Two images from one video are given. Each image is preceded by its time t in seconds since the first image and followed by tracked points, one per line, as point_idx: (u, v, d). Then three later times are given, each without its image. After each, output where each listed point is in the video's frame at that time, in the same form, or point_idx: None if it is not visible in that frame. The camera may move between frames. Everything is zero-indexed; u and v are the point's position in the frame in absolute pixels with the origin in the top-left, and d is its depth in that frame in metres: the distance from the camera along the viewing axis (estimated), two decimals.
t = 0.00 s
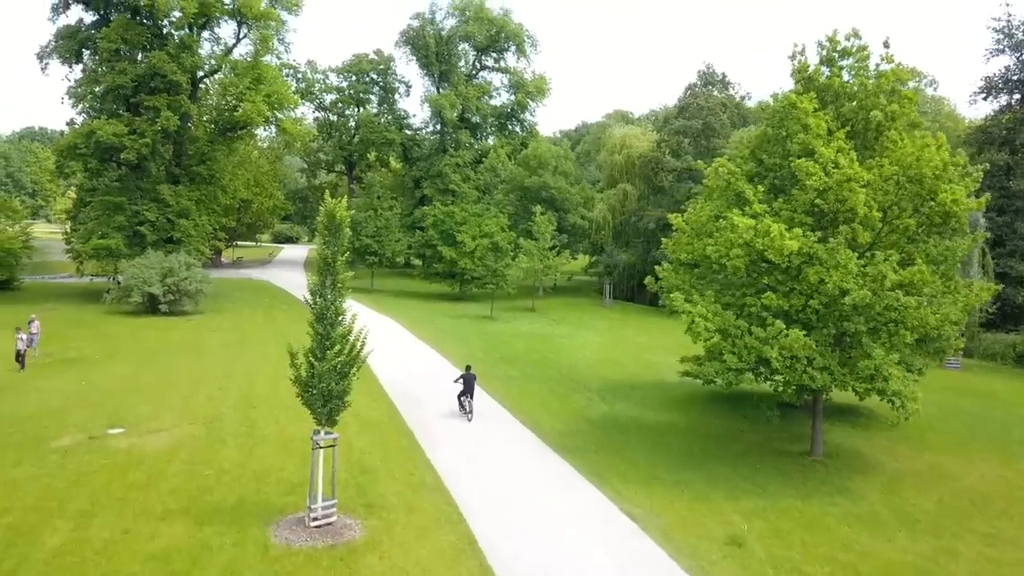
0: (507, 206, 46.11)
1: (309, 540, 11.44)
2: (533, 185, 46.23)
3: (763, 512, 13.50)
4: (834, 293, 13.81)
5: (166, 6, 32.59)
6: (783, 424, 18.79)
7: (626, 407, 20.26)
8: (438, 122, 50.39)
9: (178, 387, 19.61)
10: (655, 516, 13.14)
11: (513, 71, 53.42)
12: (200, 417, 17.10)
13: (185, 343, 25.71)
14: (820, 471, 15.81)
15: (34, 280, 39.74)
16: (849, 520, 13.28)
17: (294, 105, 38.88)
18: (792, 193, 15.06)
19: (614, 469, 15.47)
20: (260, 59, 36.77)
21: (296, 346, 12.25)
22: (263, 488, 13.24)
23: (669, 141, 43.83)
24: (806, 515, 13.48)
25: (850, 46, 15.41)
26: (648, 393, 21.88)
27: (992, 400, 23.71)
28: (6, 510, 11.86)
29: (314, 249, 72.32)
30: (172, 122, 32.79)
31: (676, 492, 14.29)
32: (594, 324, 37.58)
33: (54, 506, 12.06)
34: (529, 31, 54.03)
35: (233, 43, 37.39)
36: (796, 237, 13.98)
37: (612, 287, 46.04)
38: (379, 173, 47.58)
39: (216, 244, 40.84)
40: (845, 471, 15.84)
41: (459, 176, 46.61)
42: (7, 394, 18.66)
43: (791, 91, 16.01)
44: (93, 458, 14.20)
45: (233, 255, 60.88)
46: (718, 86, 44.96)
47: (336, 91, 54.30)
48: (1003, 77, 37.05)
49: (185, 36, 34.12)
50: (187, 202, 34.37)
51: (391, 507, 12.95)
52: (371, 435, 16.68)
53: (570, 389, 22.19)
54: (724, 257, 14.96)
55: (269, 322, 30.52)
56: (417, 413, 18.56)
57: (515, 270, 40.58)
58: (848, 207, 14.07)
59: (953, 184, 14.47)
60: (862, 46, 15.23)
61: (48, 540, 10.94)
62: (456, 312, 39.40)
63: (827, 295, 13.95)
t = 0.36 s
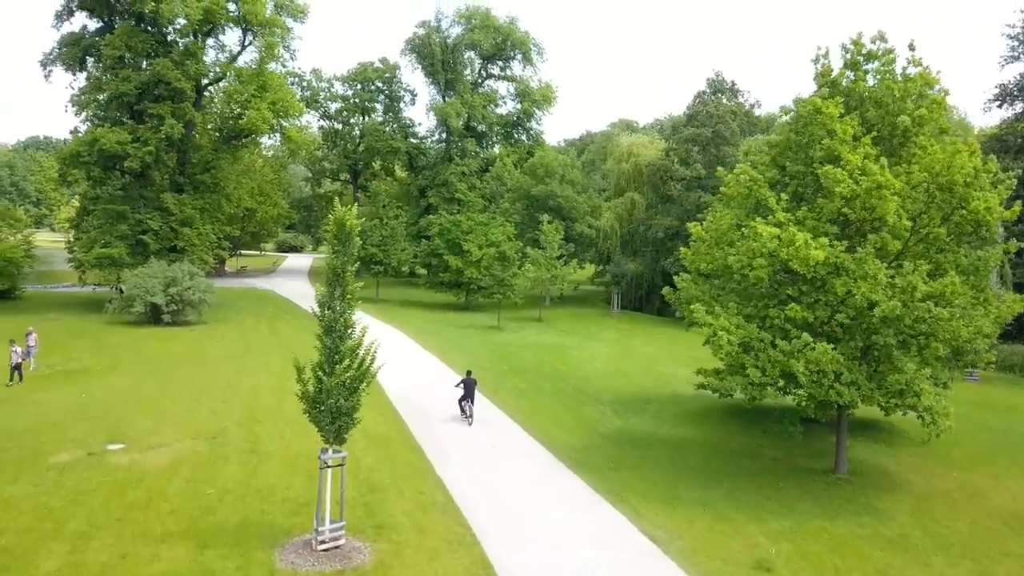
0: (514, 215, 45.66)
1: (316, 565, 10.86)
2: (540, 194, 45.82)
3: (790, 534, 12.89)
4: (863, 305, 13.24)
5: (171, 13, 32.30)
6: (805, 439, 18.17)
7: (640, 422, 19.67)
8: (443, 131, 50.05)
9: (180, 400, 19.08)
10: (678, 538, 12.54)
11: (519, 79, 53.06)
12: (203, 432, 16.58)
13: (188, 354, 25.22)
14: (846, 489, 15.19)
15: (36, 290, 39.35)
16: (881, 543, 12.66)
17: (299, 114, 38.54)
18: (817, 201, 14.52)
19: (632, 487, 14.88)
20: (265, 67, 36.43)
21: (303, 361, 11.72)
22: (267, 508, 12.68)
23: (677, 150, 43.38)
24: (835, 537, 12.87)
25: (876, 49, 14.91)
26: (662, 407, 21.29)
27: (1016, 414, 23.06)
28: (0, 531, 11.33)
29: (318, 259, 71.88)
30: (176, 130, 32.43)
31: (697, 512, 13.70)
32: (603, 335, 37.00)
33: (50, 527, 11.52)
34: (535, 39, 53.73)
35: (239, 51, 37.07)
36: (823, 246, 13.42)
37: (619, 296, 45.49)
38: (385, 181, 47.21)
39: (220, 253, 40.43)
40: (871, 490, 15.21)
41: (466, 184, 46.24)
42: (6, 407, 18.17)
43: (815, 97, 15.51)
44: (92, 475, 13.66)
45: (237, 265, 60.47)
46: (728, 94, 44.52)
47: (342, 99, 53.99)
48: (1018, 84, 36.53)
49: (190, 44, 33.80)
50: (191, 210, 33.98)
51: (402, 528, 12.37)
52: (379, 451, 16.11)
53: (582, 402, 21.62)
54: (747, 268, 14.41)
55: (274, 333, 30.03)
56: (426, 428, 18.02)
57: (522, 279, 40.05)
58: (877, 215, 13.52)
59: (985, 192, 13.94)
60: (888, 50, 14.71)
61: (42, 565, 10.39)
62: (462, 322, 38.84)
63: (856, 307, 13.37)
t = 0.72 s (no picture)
0: (519, 223, 45.16)
1: None
2: (545, 203, 45.33)
3: (817, 556, 12.30)
4: (892, 317, 12.69)
5: (174, 20, 31.92)
6: (825, 456, 17.58)
7: (654, 437, 19.08)
8: (447, 139, 49.66)
9: (181, 413, 18.55)
10: (701, 561, 11.95)
11: (524, 87, 52.68)
12: (204, 447, 16.03)
13: (190, 366, 24.70)
14: (872, 508, 14.60)
15: (36, 299, 38.90)
16: (914, 566, 12.04)
17: (303, 121, 38.13)
18: (842, 209, 14.01)
19: (651, 506, 14.28)
20: (269, 74, 36.02)
21: (310, 375, 11.18)
22: (271, 530, 12.12)
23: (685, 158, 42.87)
24: (866, 560, 12.27)
25: (901, 52, 14.44)
26: (676, 421, 20.72)
27: None
28: None
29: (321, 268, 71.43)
30: (178, 138, 32.00)
31: (719, 533, 13.11)
32: (610, 345, 36.42)
33: (43, 550, 10.96)
34: (540, 47, 53.38)
35: (242, 58, 36.67)
36: (850, 256, 12.91)
37: (626, 305, 45.02)
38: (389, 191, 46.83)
39: (222, 262, 39.96)
40: (899, 509, 14.60)
41: (470, 193, 45.81)
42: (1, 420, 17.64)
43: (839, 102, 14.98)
44: (88, 493, 13.12)
45: (240, 273, 60.05)
46: (735, 102, 44.03)
47: (345, 107, 53.65)
48: None
49: (192, 50, 33.40)
50: (193, 219, 33.55)
51: (411, 551, 11.78)
52: (387, 467, 15.57)
53: (593, 415, 21.05)
54: (769, 279, 13.92)
55: (277, 343, 29.49)
56: (434, 442, 17.49)
57: (528, 289, 39.50)
58: (905, 224, 13.01)
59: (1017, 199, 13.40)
60: (914, 53, 14.21)
61: None
62: (467, 332, 38.30)
63: (884, 319, 12.82)
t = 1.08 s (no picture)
0: (523, 232, 44.67)
1: None
2: (550, 211, 44.82)
3: None
4: (924, 329, 12.17)
5: (175, 26, 31.56)
6: (845, 471, 17.05)
7: (668, 451, 18.53)
8: (450, 148, 49.28)
9: (181, 427, 18.00)
10: None
11: (527, 95, 52.37)
12: (205, 463, 15.49)
13: (190, 377, 24.16)
14: (899, 526, 14.05)
15: (34, 308, 38.38)
16: None
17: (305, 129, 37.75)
18: (868, 217, 13.55)
19: (670, 525, 13.72)
20: (271, 81, 35.64)
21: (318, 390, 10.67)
22: (276, 552, 11.57)
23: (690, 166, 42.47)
24: None
25: (926, 54, 14.00)
26: (689, 434, 20.19)
27: None
28: None
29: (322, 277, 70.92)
30: (179, 145, 31.57)
31: (743, 555, 12.55)
32: (616, 355, 35.87)
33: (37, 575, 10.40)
34: (543, 55, 53.10)
35: (244, 65, 36.31)
36: (878, 264, 12.42)
37: (631, 315, 45.06)
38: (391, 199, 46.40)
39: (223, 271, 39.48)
40: (927, 527, 14.05)
41: (473, 201, 45.41)
42: None
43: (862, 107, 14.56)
44: (85, 513, 12.57)
45: (240, 282, 59.56)
46: (742, 109, 43.61)
47: (347, 116, 53.29)
48: None
49: (194, 57, 33.02)
50: (194, 228, 33.09)
51: (423, 574, 11.22)
52: (395, 485, 15.03)
53: (604, 428, 20.51)
54: (793, 289, 13.44)
55: (278, 354, 28.97)
56: (442, 458, 16.95)
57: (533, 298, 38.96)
58: (936, 232, 12.53)
59: None
60: (941, 55, 13.77)
61: None
62: (471, 341, 37.78)
63: (915, 331, 12.31)
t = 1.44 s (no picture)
0: (528, 240, 44.14)
1: None
2: (555, 219, 44.27)
3: None
4: (961, 340, 11.67)
5: (177, 32, 31.17)
6: (869, 486, 16.52)
7: (685, 465, 17.98)
8: (453, 156, 48.85)
9: (183, 441, 17.46)
10: None
11: (530, 103, 52.03)
12: (208, 479, 14.94)
13: (191, 389, 23.61)
14: (931, 546, 13.49)
15: (33, 318, 37.84)
16: None
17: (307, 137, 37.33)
18: (898, 224, 13.10)
19: (693, 544, 13.16)
20: (274, 87, 35.23)
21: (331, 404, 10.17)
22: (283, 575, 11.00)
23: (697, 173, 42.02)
24: None
25: (956, 56, 13.58)
26: (705, 447, 19.67)
27: None
28: None
29: (323, 286, 70.39)
30: (181, 152, 31.11)
31: None
32: (624, 365, 35.32)
33: None
34: (546, 62, 52.80)
35: (246, 71, 35.94)
36: (912, 273, 11.95)
37: (637, 324, 44.26)
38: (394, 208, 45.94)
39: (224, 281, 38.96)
40: (961, 547, 13.51)
41: (477, 209, 44.97)
42: None
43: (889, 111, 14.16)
44: (84, 533, 12.00)
45: (241, 291, 59.01)
46: (748, 116, 43.04)
47: (349, 123, 52.91)
48: None
49: (196, 63, 32.62)
50: (195, 236, 32.58)
51: None
52: (406, 502, 14.49)
53: (617, 441, 19.97)
54: (820, 298, 12.96)
55: (280, 364, 28.45)
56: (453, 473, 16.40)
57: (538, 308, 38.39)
58: (971, 240, 12.07)
59: None
60: (972, 56, 13.36)
61: None
62: (476, 351, 37.24)
63: (952, 342, 11.79)
